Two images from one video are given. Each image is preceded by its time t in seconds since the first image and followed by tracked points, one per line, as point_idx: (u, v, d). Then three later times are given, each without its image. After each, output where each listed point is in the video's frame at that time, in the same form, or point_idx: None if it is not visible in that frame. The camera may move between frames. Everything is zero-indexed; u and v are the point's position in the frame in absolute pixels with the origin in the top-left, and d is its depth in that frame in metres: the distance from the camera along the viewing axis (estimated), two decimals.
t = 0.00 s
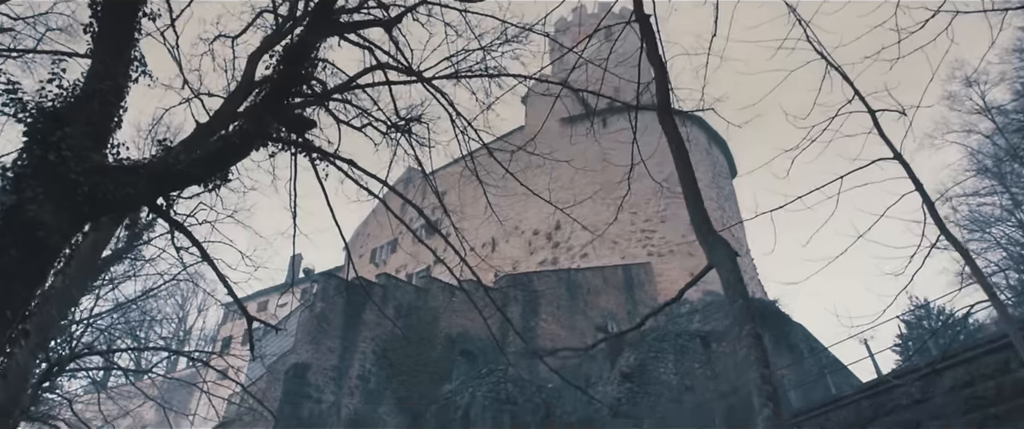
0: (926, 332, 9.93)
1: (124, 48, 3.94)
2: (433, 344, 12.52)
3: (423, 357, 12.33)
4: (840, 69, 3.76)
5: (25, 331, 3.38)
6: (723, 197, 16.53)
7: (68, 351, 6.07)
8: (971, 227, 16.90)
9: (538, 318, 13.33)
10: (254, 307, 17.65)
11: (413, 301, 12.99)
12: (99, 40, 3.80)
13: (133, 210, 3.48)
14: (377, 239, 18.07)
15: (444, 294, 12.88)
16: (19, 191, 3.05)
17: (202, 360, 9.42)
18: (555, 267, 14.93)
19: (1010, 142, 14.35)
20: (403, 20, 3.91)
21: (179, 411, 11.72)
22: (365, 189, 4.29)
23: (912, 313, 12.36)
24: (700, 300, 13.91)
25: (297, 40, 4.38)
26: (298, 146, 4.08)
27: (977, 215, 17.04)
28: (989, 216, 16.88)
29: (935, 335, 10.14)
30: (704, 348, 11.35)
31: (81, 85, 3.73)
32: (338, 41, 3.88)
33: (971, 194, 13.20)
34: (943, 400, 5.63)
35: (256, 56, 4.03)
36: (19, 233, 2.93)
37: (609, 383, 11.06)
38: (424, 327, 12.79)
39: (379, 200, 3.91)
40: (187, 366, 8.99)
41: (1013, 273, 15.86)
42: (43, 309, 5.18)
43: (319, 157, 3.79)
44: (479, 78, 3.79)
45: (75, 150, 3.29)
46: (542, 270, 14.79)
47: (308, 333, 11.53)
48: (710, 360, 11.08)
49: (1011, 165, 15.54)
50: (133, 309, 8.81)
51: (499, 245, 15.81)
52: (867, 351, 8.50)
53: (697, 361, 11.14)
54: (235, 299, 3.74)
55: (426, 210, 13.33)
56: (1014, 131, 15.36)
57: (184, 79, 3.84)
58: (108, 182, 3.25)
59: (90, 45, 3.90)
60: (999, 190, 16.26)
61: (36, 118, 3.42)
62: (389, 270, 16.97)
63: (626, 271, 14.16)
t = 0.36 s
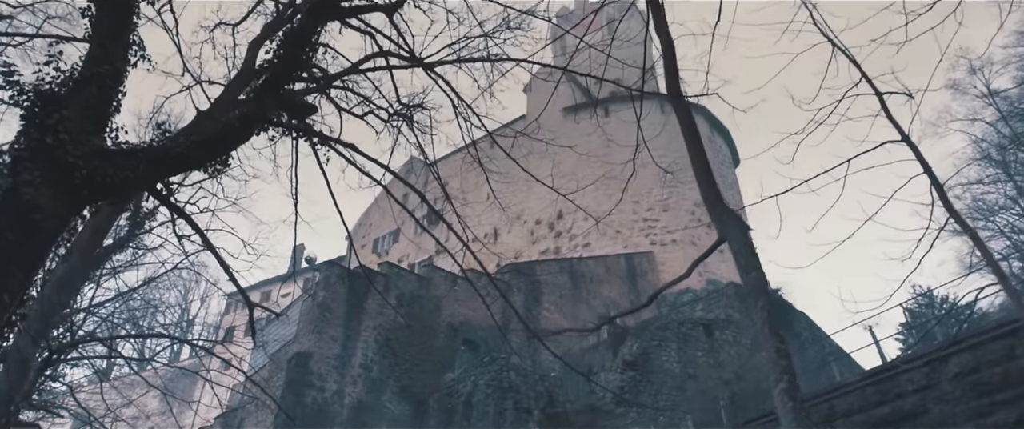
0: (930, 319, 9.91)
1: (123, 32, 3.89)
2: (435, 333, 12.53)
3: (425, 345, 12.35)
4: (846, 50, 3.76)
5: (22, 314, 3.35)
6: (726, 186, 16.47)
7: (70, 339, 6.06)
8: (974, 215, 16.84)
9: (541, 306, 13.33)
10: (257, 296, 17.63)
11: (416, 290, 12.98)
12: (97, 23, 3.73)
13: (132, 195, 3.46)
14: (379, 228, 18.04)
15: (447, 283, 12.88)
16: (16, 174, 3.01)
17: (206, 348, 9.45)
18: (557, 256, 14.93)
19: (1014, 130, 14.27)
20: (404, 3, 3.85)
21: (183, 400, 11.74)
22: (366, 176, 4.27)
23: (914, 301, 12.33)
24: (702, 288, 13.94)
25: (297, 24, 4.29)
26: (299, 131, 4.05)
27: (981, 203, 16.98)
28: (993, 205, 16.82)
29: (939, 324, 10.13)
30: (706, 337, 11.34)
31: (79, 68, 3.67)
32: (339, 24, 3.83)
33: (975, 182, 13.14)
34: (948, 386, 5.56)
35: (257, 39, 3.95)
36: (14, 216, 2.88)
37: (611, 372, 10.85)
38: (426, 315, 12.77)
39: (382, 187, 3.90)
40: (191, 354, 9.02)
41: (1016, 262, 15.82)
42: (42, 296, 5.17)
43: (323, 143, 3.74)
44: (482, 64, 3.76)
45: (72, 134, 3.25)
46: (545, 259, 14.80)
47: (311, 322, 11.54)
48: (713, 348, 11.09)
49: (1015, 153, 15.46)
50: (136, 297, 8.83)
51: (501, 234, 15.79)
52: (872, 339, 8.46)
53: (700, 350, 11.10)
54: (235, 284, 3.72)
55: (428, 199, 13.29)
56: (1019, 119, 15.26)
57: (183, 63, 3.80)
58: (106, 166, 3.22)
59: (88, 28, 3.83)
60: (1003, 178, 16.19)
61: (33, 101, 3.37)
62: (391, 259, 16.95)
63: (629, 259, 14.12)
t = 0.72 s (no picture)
0: (934, 306, 9.87)
1: (122, 16, 3.83)
2: (438, 321, 12.52)
3: (429, 334, 12.35)
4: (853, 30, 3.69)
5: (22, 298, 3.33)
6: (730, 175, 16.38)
7: (72, 325, 6.06)
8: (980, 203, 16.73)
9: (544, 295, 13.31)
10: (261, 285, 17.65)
11: (419, 278, 12.95)
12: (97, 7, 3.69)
13: (132, 180, 3.42)
14: (383, 218, 18.03)
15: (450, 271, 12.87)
16: (15, 158, 2.98)
17: (210, 337, 9.47)
18: (560, 245, 14.94)
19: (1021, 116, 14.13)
20: None
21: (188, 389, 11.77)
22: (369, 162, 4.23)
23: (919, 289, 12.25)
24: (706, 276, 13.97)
25: (300, 8, 4.22)
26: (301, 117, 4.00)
27: (987, 191, 16.86)
28: (999, 192, 16.70)
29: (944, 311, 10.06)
30: (709, 324, 11.32)
31: (78, 53, 3.63)
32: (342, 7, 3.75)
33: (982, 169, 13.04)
34: (954, 372, 5.47)
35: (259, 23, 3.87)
36: (14, 200, 2.84)
37: (615, 360, 11.03)
38: (429, 304, 12.75)
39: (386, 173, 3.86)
40: (195, 343, 9.04)
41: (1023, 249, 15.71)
42: (45, 282, 5.16)
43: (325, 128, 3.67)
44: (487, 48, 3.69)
45: (71, 117, 3.21)
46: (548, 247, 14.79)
47: (314, 311, 11.56)
48: (717, 336, 11.05)
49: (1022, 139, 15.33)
50: (139, 284, 8.84)
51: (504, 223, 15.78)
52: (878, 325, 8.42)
53: (704, 338, 11.05)
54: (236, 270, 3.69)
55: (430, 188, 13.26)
56: None
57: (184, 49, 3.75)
58: (106, 150, 3.19)
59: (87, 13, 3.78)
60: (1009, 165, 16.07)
61: (33, 86, 3.33)
62: (394, 248, 16.95)
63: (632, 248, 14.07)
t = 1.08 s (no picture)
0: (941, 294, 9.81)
1: None
2: (442, 310, 12.51)
3: (433, 323, 12.33)
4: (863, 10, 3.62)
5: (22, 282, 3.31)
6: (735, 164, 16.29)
7: (76, 313, 6.06)
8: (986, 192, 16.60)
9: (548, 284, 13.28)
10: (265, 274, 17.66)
11: (422, 268, 12.92)
12: None
13: (132, 164, 3.39)
14: (386, 208, 18.00)
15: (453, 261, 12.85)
16: (13, 140, 2.94)
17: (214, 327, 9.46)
18: (563, 234, 14.92)
19: None
20: None
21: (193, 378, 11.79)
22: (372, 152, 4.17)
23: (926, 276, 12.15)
24: (709, 265, 13.98)
25: None
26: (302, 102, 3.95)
27: (994, 179, 16.73)
28: (1006, 180, 16.56)
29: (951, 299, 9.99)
30: (714, 313, 11.27)
31: (77, 37, 3.59)
32: None
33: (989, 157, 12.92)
34: (963, 358, 5.38)
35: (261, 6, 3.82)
36: (12, 182, 2.81)
37: (619, 348, 11.06)
38: (432, 293, 12.71)
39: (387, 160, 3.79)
40: (200, 333, 9.04)
41: None
42: (45, 270, 5.16)
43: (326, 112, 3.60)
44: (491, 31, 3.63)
45: (69, 100, 3.18)
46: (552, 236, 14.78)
47: (317, 301, 11.54)
48: (722, 325, 11.01)
49: None
50: (142, 273, 8.84)
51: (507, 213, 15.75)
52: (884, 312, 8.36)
53: (708, 326, 10.99)
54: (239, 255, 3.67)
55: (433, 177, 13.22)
56: None
57: (185, 33, 3.71)
58: (104, 132, 3.16)
59: None
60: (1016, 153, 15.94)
61: (31, 70, 3.30)
62: (398, 238, 16.92)
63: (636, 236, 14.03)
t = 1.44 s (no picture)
0: (947, 282, 9.75)
1: None
2: (446, 299, 12.50)
3: (436, 311, 12.33)
4: None
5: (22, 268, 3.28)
6: (739, 152, 16.19)
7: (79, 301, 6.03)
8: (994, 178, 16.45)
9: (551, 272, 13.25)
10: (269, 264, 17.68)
11: (426, 256, 12.88)
12: None
13: (132, 150, 3.35)
14: (389, 197, 17.97)
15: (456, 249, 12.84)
16: (9, 124, 2.89)
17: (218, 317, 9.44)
18: (567, 222, 14.87)
19: None
20: None
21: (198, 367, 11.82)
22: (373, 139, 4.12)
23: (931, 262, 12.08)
24: (713, 253, 13.96)
25: None
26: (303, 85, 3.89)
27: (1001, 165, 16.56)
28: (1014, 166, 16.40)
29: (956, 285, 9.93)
30: (717, 300, 11.24)
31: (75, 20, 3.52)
32: None
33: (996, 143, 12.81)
34: (971, 343, 5.30)
35: None
36: (10, 166, 2.77)
37: (622, 336, 11.05)
38: (436, 281, 12.69)
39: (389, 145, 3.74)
40: (204, 322, 9.03)
41: None
42: (47, 259, 5.13)
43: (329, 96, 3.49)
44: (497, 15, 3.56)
45: (67, 83, 3.14)
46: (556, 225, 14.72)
47: (320, 289, 11.52)
48: (726, 312, 10.97)
49: None
50: (145, 262, 8.81)
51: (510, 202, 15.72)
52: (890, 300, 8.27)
53: (713, 314, 10.96)
54: (241, 241, 3.64)
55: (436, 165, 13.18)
56: None
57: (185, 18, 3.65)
58: (103, 116, 3.12)
59: None
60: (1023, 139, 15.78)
61: (27, 52, 3.25)
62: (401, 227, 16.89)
63: (640, 225, 13.99)
